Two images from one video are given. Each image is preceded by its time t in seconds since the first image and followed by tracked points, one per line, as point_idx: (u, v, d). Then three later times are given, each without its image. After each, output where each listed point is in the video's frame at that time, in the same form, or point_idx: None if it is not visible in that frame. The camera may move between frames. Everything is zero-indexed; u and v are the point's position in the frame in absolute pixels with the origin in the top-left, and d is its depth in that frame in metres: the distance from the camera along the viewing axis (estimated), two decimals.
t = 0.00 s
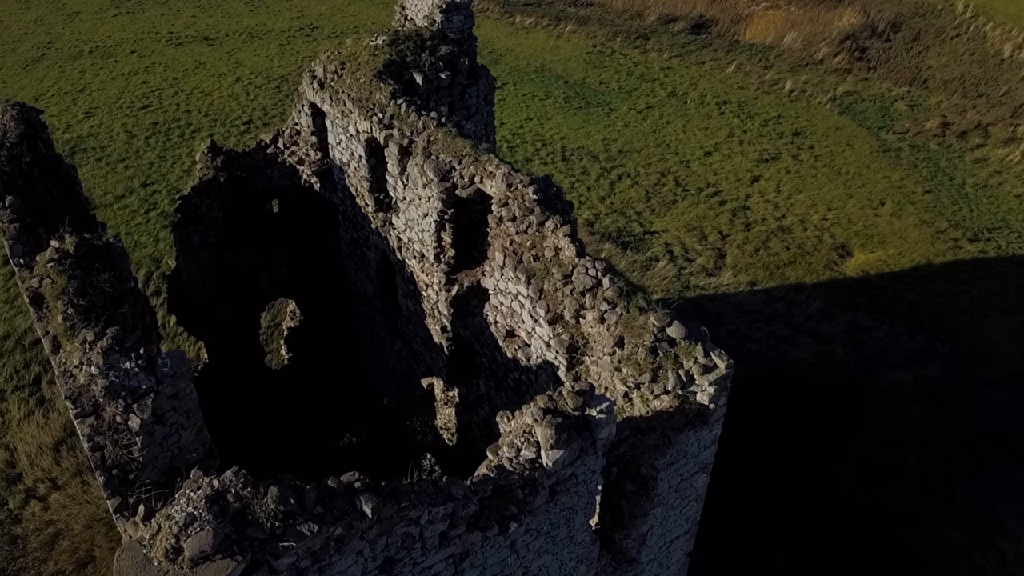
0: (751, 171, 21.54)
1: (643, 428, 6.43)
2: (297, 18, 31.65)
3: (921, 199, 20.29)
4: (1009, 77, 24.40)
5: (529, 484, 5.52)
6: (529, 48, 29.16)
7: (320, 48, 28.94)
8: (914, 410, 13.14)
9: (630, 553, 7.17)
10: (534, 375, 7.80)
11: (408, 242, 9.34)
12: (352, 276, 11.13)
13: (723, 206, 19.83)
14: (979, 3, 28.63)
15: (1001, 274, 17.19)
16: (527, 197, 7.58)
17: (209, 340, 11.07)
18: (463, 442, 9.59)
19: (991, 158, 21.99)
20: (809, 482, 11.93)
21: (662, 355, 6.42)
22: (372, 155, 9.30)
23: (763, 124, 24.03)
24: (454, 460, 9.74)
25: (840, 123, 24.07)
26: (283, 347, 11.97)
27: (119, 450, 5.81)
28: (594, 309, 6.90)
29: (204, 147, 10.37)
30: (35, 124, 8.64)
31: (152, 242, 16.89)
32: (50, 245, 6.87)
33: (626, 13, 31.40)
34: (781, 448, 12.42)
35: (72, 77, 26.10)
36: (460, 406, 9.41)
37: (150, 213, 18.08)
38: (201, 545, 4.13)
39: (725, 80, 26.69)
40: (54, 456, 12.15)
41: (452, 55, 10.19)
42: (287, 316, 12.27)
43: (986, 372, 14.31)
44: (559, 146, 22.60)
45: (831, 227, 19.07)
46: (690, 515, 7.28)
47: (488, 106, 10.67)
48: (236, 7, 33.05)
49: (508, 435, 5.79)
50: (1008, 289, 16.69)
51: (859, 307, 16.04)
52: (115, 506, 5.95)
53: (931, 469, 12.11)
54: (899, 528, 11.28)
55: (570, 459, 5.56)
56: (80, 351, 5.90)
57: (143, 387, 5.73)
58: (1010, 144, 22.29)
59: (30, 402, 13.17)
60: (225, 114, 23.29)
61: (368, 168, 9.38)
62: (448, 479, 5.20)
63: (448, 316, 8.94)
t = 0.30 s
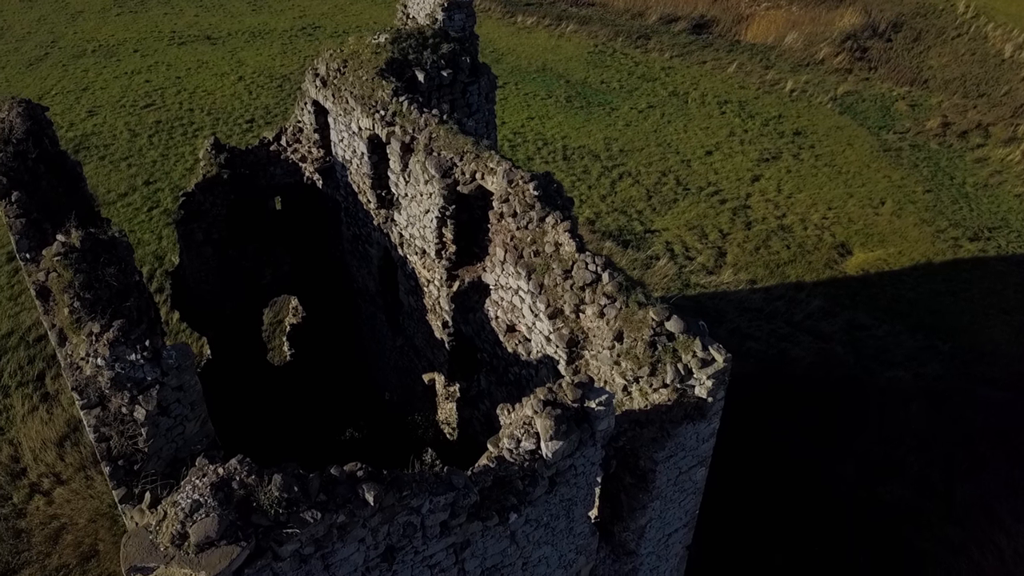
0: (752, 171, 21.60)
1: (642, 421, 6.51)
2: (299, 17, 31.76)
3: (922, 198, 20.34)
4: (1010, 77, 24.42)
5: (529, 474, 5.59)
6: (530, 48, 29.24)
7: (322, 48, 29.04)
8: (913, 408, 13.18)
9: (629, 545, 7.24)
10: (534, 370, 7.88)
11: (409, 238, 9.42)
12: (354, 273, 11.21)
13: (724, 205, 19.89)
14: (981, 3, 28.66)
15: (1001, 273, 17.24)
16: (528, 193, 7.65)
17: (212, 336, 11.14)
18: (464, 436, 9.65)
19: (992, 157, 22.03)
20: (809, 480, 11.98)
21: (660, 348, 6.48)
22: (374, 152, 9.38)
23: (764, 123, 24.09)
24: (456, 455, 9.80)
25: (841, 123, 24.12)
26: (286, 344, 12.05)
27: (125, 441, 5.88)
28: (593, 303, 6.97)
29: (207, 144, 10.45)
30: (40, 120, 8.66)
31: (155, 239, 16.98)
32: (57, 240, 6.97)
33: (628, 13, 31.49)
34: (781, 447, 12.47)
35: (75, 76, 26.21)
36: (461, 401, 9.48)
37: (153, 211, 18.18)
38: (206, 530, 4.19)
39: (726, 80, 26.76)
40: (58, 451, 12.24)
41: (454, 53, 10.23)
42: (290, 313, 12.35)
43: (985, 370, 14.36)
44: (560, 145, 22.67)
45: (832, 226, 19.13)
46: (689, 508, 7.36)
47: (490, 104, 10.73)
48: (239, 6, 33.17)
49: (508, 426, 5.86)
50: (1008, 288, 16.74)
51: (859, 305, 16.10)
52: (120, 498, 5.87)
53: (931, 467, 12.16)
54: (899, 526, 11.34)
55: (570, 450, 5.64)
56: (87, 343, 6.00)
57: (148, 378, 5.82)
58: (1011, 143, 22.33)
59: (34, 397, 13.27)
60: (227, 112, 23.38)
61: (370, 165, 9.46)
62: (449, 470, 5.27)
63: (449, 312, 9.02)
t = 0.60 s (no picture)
0: (753, 169, 21.68)
1: (641, 411, 6.59)
2: (302, 16, 31.86)
3: (922, 197, 20.41)
4: (1011, 76, 24.47)
5: (529, 462, 5.69)
6: (532, 47, 29.33)
7: (325, 46, 29.13)
8: (913, 404, 13.26)
9: (629, 535, 7.33)
10: (535, 362, 7.96)
11: (412, 233, 9.52)
12: (357, 268, 11.31)
13: (725, 203, 19.98)
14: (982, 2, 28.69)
15: (1000, 271, 17.30)
16: (529, 186, 7.74)
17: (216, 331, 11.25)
18: (465, 429, 9.73)
19: (992, 156, 22.10)
20: (809, 476, 12.06)
21: (659, 340, 6.58)
22: (377, 147, 9.50)
23: (765, 122, 24.17)
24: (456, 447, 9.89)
25: (842, 122, 24.18)
26: (289, 339, 12.15)
27: (133, 429, 5.96)
28: (593, 296, 7.07)
29: (211, 140, 10.57)
30: (47, 115, 8.82)
31: (159, 236, 17.10)
32: (64, 232, 7.08)
33: (630, 12, 31.59)
34: (781, 442, 12.55)
35: (79, 75, 26.35)
36: (462, 394, 9.57)
37: (156, 208, 18.29)
38: (214, 512, 4.30)
39: (727, 79, 26.84)
40: (63, 445, 12.35)
41: (456, 50, 10.30)
42: (293, 308, 12.44)
43: (984, 367, 14.43)
44: (562, 143, 22.77)
45: (832, 224, 19.22)
46: (688, 499, 7.45)
47: (491, 101, 10.81)
48: (241, 5, 33.28)
49: (509, 416, 5.98)
50: (1007, 286, 16.79)
51: (859, 303, 16.18)
52: (127, 485, 6.03)
53: (930, 462, 12.25)
54: (897, 520, 11.44)
55: (570, 438, 5.74)
56: (94, 333, 6.10)
57: (155, 368, 5.92)
58: (1011, 142, 22.37)
59: (40, 392, 13.39)
60: (230, 110, 23.50)
61: (373, 161, 9.58)
62: (451, 456, 5.38)
63: (450, 306, 9.12)
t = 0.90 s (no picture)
0: (753, 167, 21.78)
1: (639, 401, 6.65)
2: (304, 15, 31.99)
3: (922, 195, 20.49)
4: (1011, 75, 24.57)
5: (530, 448, 5.80)
6: (533, 45, 29.44)
7: (327, 44, 29.26)
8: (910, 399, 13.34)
9: (627, 523, 7.40)
10: (535, 353, 8.07)
11: (414, 227, 9.63)
12: (360, 263, 11.42)
13: (725, 201, 20.08)
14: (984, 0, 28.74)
15: (1000, 268, 17.37)
16: (529, 180, 7.83)
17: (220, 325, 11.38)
18: (466, 421, 9.84)
19: (992, 155, 22.17)
20: (806, 469, 12.18)
21: (657, 330, 6.72)
22: (380, 142, 9.63)
23: (765, 120, 24.28)
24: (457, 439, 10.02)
25: (843, 120, 24.28)
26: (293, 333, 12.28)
27: (140, 415, 5.98)
28: (593, 287, 7.18)
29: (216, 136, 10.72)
30: (53, 108, 8.80)
31: (162, 232, 17.22)
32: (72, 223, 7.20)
33: (631, 11, 31.76)
34: (778, 436, 12.67)
35: (83, 73, 26.51)
36: (463, 386, 9.68)
37: (160, 204, 18.41)
38: (221, 492, 4.41)
39: (728, 78, 26.95)
40: (68, 437, 12.47)
41: (458, 47, 10.44)
42: (296, 303, 12.56)
43: (985, 363, 14.34)
44: (563, 141, 22.88)
45: (832, 221, 19.33)
46: (685, 488, 7.55)
47: (493, 96, 10.92)
48: (244, 4, 33.42)
49: (511, 403, 6.13)
50: (1006, 282, 16.86)
51: (858, 299, 16.27)
52: (134, 471, 5.96)
53: (927, 456, 12.34)
54: (893, 512, 11.55)
55: (569, 425, 5.85)
56: (103, 320, 6.25)
57: (162, 355, 6.06)
58: (1011, 141, 22.43)
59: (45, 385, 13.51)
60: (233, 108, 23.63)
61: (375, 155, 9.69)
62: (453, 442, 5.49)
63: (452, 299, 9.23)
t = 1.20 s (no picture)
0: (754, 165, 21.88)
1: (637, 389, 6.75)
2: (306, 13, 32.12)
3: (921, 192, 20.59)
4: (1011, 74, 24.70)
5: (530, 434, 5.91)
6: (534, 44, 29.55)
7: (329, 42, 29.38)
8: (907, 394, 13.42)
9: (626, 511, 7.52)
10: (536, 343, 8.17)
11: (416, 220, 9.75)
12: (362, 257, 11.54)
13: (725, 198, 20.19)
14: None
15: (999, 264, 17.46)
16: (529, 172, 7.96)
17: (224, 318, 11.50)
18: (467, 412, 9.96)
19: (992, 153, 22.25)
20: (802, 464, 12.30)
21: (656, 319, 6.84)
22: (383, 136, 9.69)
23: (766, 118, 24.38)
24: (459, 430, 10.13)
25: (843, 119, 24.37)
26: (295, 327, 12.39)
27: (148, 401, 6.17)
28: (592, 278, 7.29)
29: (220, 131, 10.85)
30: (61, 103, 9.10)
31: (166, 228, 17.36)
32: (81, 214, 7.35)
33: (632, 10, 31.89)
34: (775, 431, 12.78)
35: (87, 71, 26.65)
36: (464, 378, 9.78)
37: (164, 201, 18.55)
38: (229, 471, 4.52)
39: (729, 76, 27.05)
40: (73, 430, 12.62)
41: (460, 42, 10.57)
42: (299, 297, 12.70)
43: (982, 358, 14.39)
44: (564, 138, 22.99)
45: (831, 218, 19.43)
46: (683, 476, 7.66)
47: (495, 92, 11.06)
48: (247, 3, 33.56)
49: (511, 390, 6.23)
50: (1005, 279, 16.93)
51: (857, 295, 16.36)
52: (143, 455, 6.21)
53: (924, 449, 12.41)
54: (889, 506, 11.66)
55: (569, 411, 5.96)
56: (112, 307, 6.39)
57: (170, 342, 6.16)
58: (1011, 139, 22.50)
59: (50, 378, 13.65)
60: (236, 106, 23.75)
61: (378, 149, 9.77)
62: (454, 426, 5.61)
63: (454, 291, 9.35)
